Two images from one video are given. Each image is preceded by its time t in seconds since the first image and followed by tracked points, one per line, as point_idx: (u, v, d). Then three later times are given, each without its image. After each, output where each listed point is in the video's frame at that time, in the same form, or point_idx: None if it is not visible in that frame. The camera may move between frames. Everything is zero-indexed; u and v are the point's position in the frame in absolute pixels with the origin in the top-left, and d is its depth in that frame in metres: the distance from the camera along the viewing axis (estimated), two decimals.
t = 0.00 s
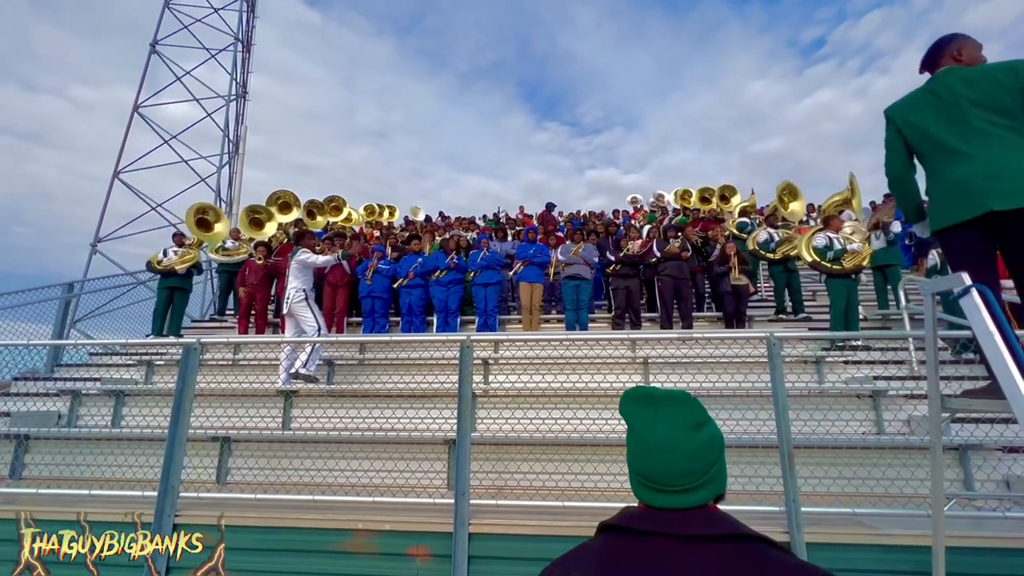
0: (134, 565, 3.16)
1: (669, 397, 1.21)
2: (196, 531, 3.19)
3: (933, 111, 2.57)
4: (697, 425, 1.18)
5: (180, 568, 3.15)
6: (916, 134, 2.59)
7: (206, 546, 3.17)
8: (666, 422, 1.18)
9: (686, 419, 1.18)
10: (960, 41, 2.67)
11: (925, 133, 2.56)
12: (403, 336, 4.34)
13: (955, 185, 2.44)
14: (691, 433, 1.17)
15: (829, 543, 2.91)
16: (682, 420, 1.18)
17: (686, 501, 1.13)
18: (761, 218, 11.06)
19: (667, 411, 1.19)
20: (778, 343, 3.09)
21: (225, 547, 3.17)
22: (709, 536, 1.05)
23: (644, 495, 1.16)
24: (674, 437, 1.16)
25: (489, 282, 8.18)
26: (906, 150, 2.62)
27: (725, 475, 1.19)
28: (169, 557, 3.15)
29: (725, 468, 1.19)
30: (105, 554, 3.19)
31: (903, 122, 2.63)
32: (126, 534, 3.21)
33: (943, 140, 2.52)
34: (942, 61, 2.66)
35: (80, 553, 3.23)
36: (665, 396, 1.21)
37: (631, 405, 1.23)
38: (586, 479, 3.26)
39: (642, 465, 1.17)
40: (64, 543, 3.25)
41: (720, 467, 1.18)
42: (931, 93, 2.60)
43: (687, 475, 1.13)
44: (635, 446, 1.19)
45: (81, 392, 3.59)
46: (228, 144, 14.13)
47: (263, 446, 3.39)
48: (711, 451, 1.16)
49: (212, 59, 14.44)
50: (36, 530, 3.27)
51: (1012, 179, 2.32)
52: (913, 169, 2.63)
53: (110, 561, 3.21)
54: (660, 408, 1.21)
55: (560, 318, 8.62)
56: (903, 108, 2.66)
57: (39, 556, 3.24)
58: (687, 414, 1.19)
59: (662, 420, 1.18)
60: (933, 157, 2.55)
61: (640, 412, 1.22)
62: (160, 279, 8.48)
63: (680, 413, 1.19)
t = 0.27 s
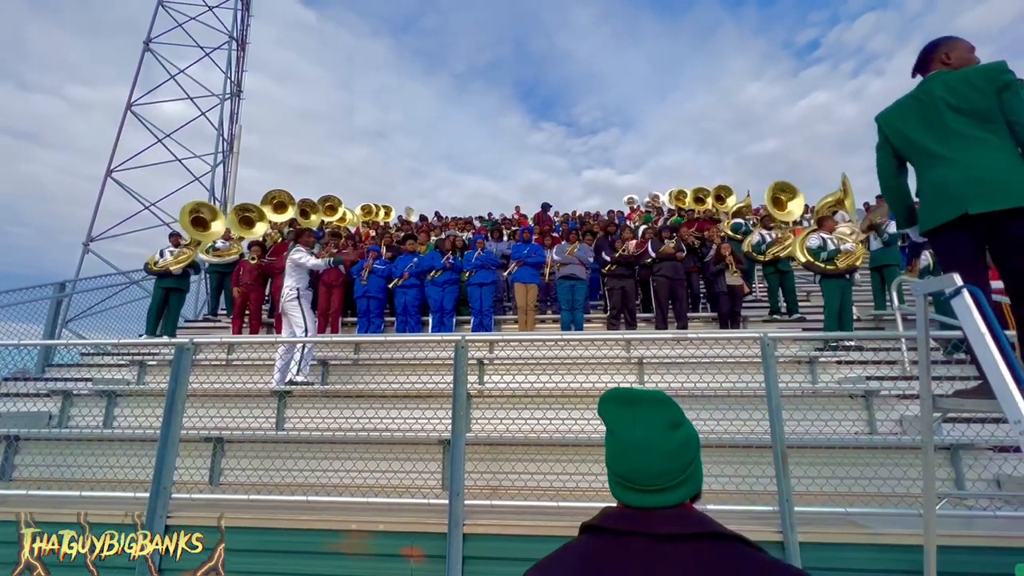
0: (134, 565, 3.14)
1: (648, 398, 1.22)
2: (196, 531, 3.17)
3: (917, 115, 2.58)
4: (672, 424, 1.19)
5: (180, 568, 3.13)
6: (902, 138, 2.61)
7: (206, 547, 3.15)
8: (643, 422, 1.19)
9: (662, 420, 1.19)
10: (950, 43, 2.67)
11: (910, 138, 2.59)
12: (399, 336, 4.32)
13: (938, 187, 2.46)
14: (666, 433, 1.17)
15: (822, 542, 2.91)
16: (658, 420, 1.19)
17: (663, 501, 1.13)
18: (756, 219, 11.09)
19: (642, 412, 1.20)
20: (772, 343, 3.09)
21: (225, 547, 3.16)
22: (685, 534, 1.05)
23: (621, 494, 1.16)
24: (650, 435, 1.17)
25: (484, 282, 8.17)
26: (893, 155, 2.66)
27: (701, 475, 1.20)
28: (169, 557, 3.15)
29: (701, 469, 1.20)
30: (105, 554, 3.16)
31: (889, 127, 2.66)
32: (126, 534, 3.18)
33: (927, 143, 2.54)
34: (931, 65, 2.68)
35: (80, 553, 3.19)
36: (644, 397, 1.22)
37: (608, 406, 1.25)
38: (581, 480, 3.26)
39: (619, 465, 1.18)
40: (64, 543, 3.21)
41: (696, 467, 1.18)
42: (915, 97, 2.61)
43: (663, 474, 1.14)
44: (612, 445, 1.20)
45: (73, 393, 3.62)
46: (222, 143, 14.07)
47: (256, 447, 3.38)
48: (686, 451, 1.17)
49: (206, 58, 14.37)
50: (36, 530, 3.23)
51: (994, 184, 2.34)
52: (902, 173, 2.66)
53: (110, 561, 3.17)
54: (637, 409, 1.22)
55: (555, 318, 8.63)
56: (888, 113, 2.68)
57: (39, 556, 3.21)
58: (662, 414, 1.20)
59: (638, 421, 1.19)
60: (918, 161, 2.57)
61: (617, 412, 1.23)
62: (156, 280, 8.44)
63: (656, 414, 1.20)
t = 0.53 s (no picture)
0: (135, 565, 3.10)
1: (627, 394, 1.25)
2: (196, 531, 3.15)
3: (903, 119, 2.61)
4: (645, 419, 1.21)
5: (180, 568, 3.12)
6: (888, 142, 2.64)
7: (206, 548, 3.14)
8: (617, 416, 1.22)
9: (636, 415, 1.21)
10: (937, 48, 2.70)
11: (896, 141, 2.61)
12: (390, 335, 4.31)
13: (924, 188, 2.48)
14: (639, 427, 1.20)
15: (810, 541, 2.94)
16: (635, 415, 1.21)
17: (632, 496, 1.16)
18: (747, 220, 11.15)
19: (621, 406, 1.23)
20: (762, 343, 3.10)
21: (226, 547, 3.15)
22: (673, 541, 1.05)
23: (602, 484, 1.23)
24: (621, 430, 1.20)
25: (477, 282, 8.16)
26: (879, 158, 2.68)
27: (684, 473, 1.18)
28: (169, 557, 3.12)
29: (683, 466, 1.18)
30: (105, 554, 3.12)
31: (876, 130, 2.68)
32: (126, 534, 3.14)
33: (912, 147, 2.56)
34: (919, 70, 2.71)
35: (80, 553, 3.15)
36: (623, 393, 1.26)
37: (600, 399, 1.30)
38: (574, 479, 3.27)
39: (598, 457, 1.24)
40: (64, 543, 3.18)
41: (673, 464, 1.18)
42: (901, 101, 2.63)
43: (629, 468, 1.17)
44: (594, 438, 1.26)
45: (58, 394, 3.48)
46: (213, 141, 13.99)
47: (245, 447, 3.36)
48: (660, 447, 1.18)
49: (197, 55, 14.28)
50: (36, 530, 3.19)
51: (975, 188, 2.36)
52: (888, 176, 2.69)
53: (110, 561, 3.14)
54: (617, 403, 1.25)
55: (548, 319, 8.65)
56: (876, 116, 2.70)
57: (40, 556, 3.17)
58: (639, 408, 1.21)
59: (614, 416, 1.23)
60: (904, 165, 2.60)
61: (601, 406, 1.28)
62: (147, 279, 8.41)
63: (631, 407, 1.22)
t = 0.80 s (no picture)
0: (132, 566, 3.09)
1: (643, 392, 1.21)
2: (196, 531, 3.18)
3: (892, 123, 2.63)
4: (655, 419, 1.16)
5: (178, 569, 3.13)
6: (877, 145, 2.66)
7: (205, 548, 3.17)
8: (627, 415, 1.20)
9: (646, 414, 1.17)
10: (922, 55, 2.73)
11: (885, 145, 2.63)
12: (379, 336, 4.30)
13: (913, 191, 2.51)
14: (649, 427, 1.16)
15: (792, 539, 3.01)
16: (648, 415, 1.17)
17: (638, 497, 1.13)
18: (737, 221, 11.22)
19: (635, 405, 1.20)
20: (750, 344, 3.13)
21: (225, 548, 3.18)
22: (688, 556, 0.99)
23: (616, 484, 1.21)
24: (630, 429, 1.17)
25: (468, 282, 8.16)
26: (868, 161, 2.70)
27: (697, 478, 1.12)
28: (169, 558, 3.12)
29: (696, 471, 1.12)
30: (104, 554, 3.10)
31: (865, 133, 2.70)
32: (125, 533, 3.10)
33: (901, 151, 2.59)
34: (905, 76, 2.74)
35: (80, 553, 3.15)
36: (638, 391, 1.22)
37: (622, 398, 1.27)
38: (562, 479, 3.27)
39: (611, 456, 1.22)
40: (64, 543, 3.18)
41: (682, 467, 1.12)
42: (891, 105, 2.66)
43: (635, 468, 1.14)
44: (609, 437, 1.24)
45: (41, 393, 3.50)
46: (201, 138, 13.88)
47: (233, 448, 3.32)
48: (669, 448, 1.13)
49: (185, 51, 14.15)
50: (36, 530, 3.23)
51: (963, 193, 2.39)
52: (877, 179, 2.71)
53: (109, 560, 3.12)
54: (631, 402, 1.22)
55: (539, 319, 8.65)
56: (865, 119, 2.72)
57: (40, 556, 3.20)
58: (651, 408, 1.17)
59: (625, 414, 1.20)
60: (892, 169, 2.62)
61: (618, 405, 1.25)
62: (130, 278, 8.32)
63: (642, 405, 1.19)
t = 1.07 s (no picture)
0: (133, 567, 3.04)
1: (658, 392, 1.16)
2: (196, 531, 3.14)
3: (877, 129, 2.66)
4: (668, 421, 1.11)
5: (179, 569, 3.08)
6: (862, 150, 2.69)
7: (205, 548, 3.12)
8: (640, 416, 1.15)
9: (658, 416, 1.13)
10: (903, 63, 2.78)
11: (870, 150, 2.67)
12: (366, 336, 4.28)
13: (898, 195, 2.54)
14: (663, 429, 1.11)
15: (777, 536, 3.00)
16: (663, 416, 1.12)
17: (649, 502, 1.08)
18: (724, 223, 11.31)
19: (648, 407, 1.15)
20: (735, 344, 3.15)
21: (226, 549, 3.12)
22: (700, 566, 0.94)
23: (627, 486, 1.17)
24: (642, 431, 1.13)
25: (457, 282, 8.16)
26: (853, 166, 2.73)
27: (713, 484, 1.07)
28: (169, 558, 3.07)
29: (713, 477, 1.07)
30: (105, 554, 3.01)
31: (851, 138, 2.73)
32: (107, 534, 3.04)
33: (886, 157, 2.62)
34: (886, 83, 2.79)
35: (80, 553, 3.08)
36: (653, 390, 1.17)
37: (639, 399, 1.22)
38: (549, 479, 3.28)
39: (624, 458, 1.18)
40: (64, 543, 3.11)
41: (697, 472, 1.07)
42: (876, 110, 2.69)
43: (647, 471, 1.10)
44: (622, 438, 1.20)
45: (20, 393, 3.39)
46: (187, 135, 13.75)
47: (218, 448, 3.30)
48: (683, 451, 1.08)
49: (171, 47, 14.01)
50: (36, 530, 3.14)
51: (945, 199, 2.44)
52: (863, 183, 2.74)
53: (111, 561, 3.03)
54: (644, 403, 1.18)
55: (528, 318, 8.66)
56: (851, 123, 2.75)
57: (39, 557, 3.11)
58: (665, 409, 1.12)
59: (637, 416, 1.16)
60: (877, 173, 2.65)
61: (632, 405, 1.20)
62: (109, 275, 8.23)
63: (655, 406, 1.14)
